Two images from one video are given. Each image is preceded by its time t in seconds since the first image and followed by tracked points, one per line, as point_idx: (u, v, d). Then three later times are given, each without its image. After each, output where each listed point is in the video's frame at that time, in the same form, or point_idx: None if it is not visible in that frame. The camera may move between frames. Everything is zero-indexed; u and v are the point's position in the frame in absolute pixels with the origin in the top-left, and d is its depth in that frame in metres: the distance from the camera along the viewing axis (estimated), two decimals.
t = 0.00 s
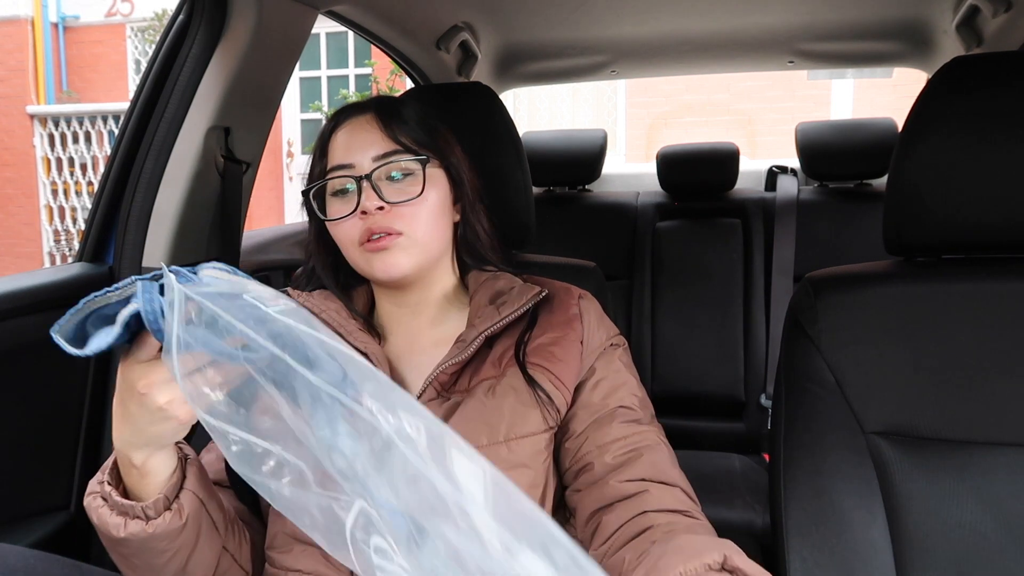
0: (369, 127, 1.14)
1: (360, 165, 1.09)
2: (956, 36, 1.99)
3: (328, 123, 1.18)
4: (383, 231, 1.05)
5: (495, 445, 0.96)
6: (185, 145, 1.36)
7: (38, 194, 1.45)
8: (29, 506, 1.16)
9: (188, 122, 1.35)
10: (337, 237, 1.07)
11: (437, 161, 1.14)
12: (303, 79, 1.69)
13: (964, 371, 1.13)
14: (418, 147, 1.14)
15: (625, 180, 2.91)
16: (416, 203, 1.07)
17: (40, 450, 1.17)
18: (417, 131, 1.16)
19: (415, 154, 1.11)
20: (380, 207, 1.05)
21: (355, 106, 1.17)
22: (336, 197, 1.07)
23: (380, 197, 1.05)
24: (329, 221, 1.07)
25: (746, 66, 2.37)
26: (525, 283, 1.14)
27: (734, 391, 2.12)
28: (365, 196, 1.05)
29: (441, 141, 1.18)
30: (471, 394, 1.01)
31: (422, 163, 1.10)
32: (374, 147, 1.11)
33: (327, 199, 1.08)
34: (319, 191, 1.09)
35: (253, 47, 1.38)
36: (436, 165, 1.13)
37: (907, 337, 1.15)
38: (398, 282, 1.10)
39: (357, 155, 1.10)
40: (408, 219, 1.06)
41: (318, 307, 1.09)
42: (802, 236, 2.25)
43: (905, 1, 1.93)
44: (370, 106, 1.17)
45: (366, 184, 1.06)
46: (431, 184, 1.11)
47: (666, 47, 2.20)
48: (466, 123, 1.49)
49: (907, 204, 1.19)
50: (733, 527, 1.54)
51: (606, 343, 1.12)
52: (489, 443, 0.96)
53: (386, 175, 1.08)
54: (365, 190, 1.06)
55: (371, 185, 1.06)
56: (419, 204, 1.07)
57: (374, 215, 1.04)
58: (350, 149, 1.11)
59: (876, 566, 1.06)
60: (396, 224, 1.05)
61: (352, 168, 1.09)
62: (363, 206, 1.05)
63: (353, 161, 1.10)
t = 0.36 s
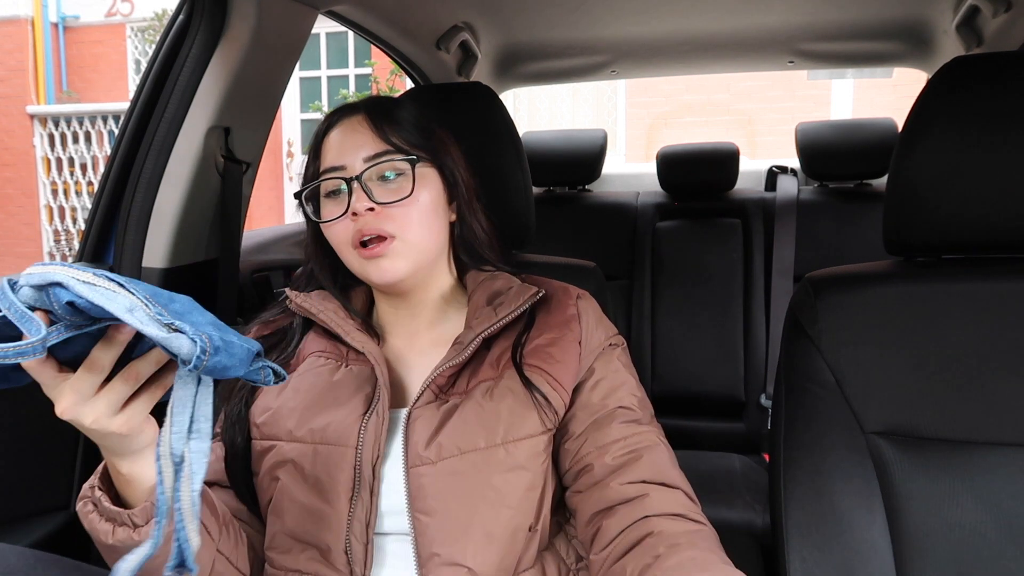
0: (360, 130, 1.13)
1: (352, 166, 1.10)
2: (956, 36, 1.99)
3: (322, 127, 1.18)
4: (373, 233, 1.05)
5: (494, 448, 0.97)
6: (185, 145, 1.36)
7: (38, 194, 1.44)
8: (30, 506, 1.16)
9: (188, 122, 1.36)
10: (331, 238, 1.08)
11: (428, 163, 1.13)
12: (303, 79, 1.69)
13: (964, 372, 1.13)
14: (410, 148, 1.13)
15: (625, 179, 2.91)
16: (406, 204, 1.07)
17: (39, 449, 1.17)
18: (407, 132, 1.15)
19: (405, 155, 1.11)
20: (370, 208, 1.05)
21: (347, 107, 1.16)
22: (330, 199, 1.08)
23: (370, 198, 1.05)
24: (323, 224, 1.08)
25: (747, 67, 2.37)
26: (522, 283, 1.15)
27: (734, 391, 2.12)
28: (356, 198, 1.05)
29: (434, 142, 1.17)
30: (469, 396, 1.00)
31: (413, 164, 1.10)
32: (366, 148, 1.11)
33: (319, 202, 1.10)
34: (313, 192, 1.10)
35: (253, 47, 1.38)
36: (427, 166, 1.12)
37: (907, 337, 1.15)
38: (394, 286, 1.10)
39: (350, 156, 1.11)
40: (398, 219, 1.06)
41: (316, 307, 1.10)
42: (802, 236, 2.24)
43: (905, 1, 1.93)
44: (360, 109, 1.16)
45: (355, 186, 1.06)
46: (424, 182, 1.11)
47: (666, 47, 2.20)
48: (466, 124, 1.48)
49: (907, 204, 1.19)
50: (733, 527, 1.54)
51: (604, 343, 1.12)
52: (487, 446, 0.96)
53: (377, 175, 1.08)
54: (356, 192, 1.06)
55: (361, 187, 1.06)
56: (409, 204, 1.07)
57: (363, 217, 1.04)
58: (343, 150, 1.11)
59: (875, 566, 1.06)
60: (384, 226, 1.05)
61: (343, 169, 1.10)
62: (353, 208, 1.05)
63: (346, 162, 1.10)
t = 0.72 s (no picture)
0: (379, 124, 1.13)
1: (373, 157, 1.09)
2: (956, 36, 1.99)
3: (332, 123, 1.17)
4: (395, 223, 1.05)
5: (493, 448, 0.97)
6: (185, 145, 1.36)
7: (38, 194, 1.44)
8: (30, 506, 1.16)
9: (188, 122, 1.36)
10: (345, 229, 1.06)
11: (450, 162, 1.14)
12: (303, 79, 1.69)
13: (964, 372, 1.13)
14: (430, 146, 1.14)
15: (625, 179, 2.90)
16: (429, 197, 1.07)
17: (40, 450, 1.17)
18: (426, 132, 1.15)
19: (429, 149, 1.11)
20: (394, 199, 1.05)
21: (363, 103, 1.16)
22: (345, 188, 1.06)
23: (394, 189, 1.05)
24: (336, 212, 1.06)
25: (746, 67, 2.37)
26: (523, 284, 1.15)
27: (733, 391, 2.13)
28: (379, 188, 1.05)
29: (450, 141, 1.18)
30: (468, 395, 1.00)
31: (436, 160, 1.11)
32: (388, 142, 1.11)
33: (335, 190, 1.07)
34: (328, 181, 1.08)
35: (253, 47, 1.38)
36: (449, 165, 1.13)
37: (907, 337, 1.15)
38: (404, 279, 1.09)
39: (370, 147, 1.10)
40: (419, 211, 1.06)
41: (313, 307, 1.09)
42: (802, 236, 2.25)
43: (905, 1, 1.93)
44: (378, 105, 1.15)
45: (380, 176, 1.06)
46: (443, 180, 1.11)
47: (666, 47, 2.20)
48: (468, 123, 1.49)
49: (908, 204, 1.19)
50: (733, 527, 1.54)
51: (603, 345, 1.11)
52: (486, 447, 0.97)
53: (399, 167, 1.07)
54: (379, 182, 1.06)
55: (385, 178, 1.06)
56: (431, 198, 1.07)
57: (387, 207, 1.04)
58: (363, 141, 1.11)
59: (876, 566, 1.06)
60: (407, 217, 1.05)
61: (364, 160, 1.09)
62: (376, 197, 1.05)
63: (367, 153, 1.09)
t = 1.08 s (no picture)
0: (382, 129, 1.12)
1: (375, 169, 1.09)
2: (956, 36, 1.99)
3: (330, 125, 1.16)
4: (398, 240, 1.06)
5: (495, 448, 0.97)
6: (185, 145, 1.36)
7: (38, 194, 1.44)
8: (30, 505, 1.16)
9: (188, 123, 1.36)
10: (349, 244, 1.07)
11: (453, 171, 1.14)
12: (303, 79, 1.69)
13: (964, 371, 1.13)
14: (433, 154, 1.14)
15: (625, 179, 2.90)
16: (431, 213, 1.07)
17: (41, 449, 1.17)
18: (430, 137, 1.15)
19: (430, 161, 1.12)
20: (396, 216, 1.05)
21: (363, 105, 1.15)
22: (347, 203, 1.07)
23: (396, 207, 1.05)
24: (340, 229, 1.07)
25: (746, 66, 2.37)
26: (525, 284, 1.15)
27: (733, 391, 2.13)
28: (381, 206, 1.05)
29: (450, 144, 1.18)
30: (470, 396, 1.01)
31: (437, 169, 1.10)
32: (388, 149, 1.10)
33: (337, 205, 1.08)
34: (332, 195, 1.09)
35: (253, 47, 1.38)
36: (452, 174, 1.13)
37: (907, 336, 1.15)
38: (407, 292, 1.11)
39: (371, 157, 1.10)
40: (421, 228, 1.07)
41: (316, 308, 1.10)
42: (802, 236, 2.24)
43: (905, 1, 1.93)
44: (380, 108, 1.14)
45: (381, 193, 1.06)
46: (445, 190, 1.11)
47: (666, 47, 2.20)
48: (468, 123, 1.48)
49: (908, 204, 1.19)
50: (733, 527, 1.54)
51: (605, 345, 1.11)
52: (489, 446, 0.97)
53: (400, 183, 1.07)
54: (380, 199, 1.06)
55: (387, 195, 1.06)
56: (432, 213, 1.08)
57: (389, 225, 1.05)
58: (363, 149, 1.10)
59: (876, 565, 1.06)
60: (410, 234, 1.06)
61: (365, 173, 1.09)
62: (378, 215, 1.05)
63: (368, 164, 1.09)
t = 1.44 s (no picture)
0: (381, 131, 1.12)
1: (375, 171, 1.09)
2: (955, 36, 1.99)
3: (328, 126, 1.15)
4: (397, 243, 1.06)
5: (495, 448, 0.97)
6: (185, 145, 1.36)
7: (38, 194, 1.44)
8: (30, 505, 1.16)
9: (188, 123, 1.36)
10: (348, 246, 1.08)
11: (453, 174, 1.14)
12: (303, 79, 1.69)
13: (965, 372, 1.13)
14: (433, 157, 1.14)
15: (625, 179, 2.90)
16: (430, 215, 1.07)
17: (41, 449, 1.17)
18: (430, 139, 1.15)
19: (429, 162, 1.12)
20: (396, 218, 1.05)
21: (362, 106, 1.15)
22: (347, 206, 1.07)
23: (396, 209, 1.05)
24: (339, 231, 1.08)
25: (746, 66, 2.37)
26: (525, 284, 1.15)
27: (733, 391, 2.13)
28: (380, 208, 1.05)
29: (449, 145, 1.17)
30: (470, 396, 1.01)
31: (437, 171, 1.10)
32: (387, 151, 1.10)
33: (337, 207, 1.09)
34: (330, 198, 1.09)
35: (253, 47, 1.38)
36: (451, 177, 1.14)
37: (906, 336, 1.15)
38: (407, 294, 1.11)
39: (370, 159, 1.09)
40: (421, 229, 1.07)
41: (316, 308, 1.10)
42: (802, 236, 2.25)
43: (905, 1, 1.93)
44: (381, 110, 1.14)
45: (381, 196, 1.06)
46: (445, 191, 1.11)
47: (667, 47, 2.20)
48: (467, 123, 1.48)
49: (908, 204, 1.19)
50: (733, 527, 1.54)
51: (605, 345, 1.11)
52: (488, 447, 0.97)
53: (399, 185, 1.07)
54: (380, 201, 1.06)
55: (387, 198, 1.06)
56: (432, 215, 1.08)
57: (389, 227, 1.05)
58: (362, 151, 1.10)
59: (877, 566, 1.06)
60: (410, 236, 1.06)
61: (364, 175, 1.09)
62: (378, 217, 1.05)
63: (367, 166, 1.09)
